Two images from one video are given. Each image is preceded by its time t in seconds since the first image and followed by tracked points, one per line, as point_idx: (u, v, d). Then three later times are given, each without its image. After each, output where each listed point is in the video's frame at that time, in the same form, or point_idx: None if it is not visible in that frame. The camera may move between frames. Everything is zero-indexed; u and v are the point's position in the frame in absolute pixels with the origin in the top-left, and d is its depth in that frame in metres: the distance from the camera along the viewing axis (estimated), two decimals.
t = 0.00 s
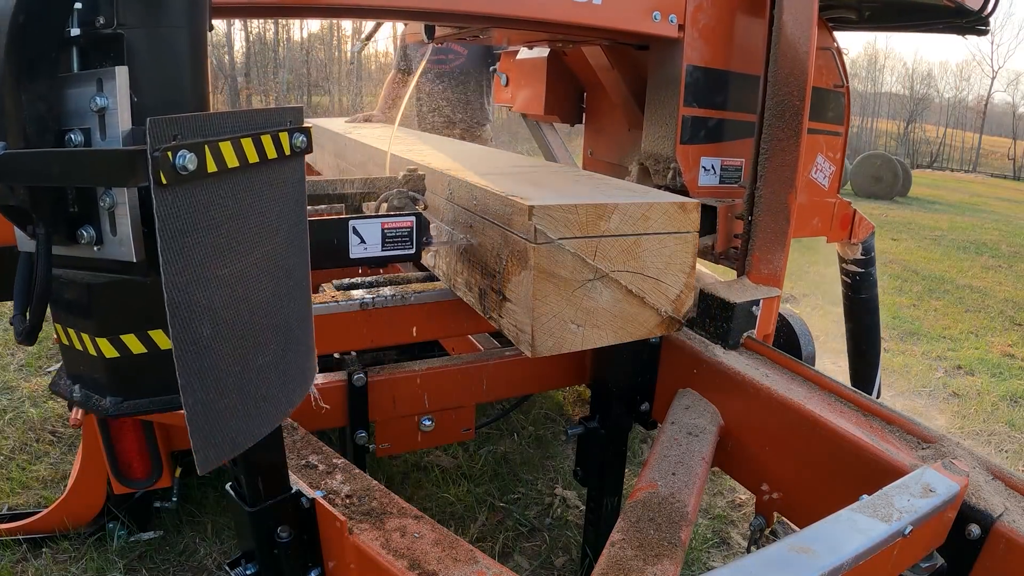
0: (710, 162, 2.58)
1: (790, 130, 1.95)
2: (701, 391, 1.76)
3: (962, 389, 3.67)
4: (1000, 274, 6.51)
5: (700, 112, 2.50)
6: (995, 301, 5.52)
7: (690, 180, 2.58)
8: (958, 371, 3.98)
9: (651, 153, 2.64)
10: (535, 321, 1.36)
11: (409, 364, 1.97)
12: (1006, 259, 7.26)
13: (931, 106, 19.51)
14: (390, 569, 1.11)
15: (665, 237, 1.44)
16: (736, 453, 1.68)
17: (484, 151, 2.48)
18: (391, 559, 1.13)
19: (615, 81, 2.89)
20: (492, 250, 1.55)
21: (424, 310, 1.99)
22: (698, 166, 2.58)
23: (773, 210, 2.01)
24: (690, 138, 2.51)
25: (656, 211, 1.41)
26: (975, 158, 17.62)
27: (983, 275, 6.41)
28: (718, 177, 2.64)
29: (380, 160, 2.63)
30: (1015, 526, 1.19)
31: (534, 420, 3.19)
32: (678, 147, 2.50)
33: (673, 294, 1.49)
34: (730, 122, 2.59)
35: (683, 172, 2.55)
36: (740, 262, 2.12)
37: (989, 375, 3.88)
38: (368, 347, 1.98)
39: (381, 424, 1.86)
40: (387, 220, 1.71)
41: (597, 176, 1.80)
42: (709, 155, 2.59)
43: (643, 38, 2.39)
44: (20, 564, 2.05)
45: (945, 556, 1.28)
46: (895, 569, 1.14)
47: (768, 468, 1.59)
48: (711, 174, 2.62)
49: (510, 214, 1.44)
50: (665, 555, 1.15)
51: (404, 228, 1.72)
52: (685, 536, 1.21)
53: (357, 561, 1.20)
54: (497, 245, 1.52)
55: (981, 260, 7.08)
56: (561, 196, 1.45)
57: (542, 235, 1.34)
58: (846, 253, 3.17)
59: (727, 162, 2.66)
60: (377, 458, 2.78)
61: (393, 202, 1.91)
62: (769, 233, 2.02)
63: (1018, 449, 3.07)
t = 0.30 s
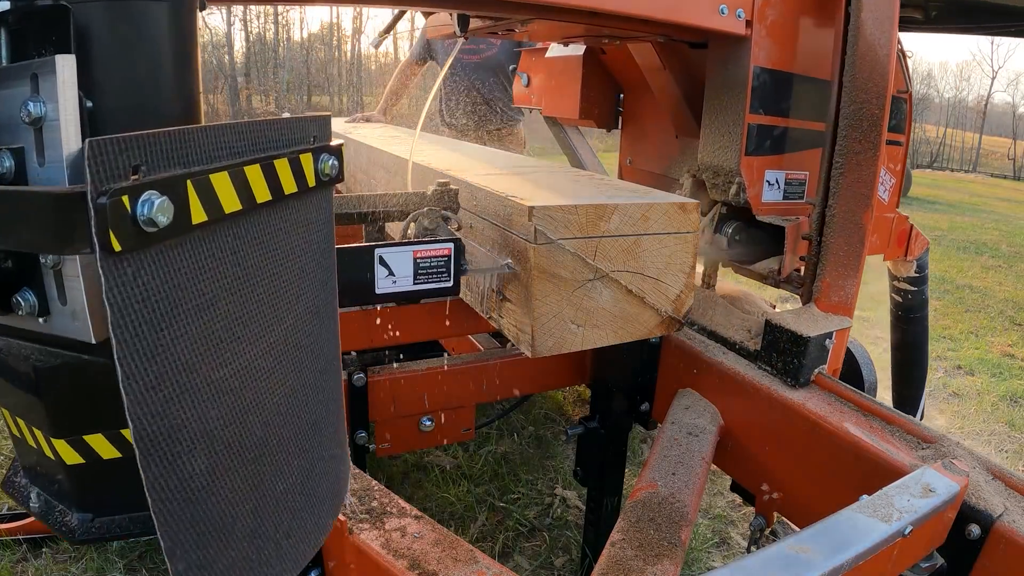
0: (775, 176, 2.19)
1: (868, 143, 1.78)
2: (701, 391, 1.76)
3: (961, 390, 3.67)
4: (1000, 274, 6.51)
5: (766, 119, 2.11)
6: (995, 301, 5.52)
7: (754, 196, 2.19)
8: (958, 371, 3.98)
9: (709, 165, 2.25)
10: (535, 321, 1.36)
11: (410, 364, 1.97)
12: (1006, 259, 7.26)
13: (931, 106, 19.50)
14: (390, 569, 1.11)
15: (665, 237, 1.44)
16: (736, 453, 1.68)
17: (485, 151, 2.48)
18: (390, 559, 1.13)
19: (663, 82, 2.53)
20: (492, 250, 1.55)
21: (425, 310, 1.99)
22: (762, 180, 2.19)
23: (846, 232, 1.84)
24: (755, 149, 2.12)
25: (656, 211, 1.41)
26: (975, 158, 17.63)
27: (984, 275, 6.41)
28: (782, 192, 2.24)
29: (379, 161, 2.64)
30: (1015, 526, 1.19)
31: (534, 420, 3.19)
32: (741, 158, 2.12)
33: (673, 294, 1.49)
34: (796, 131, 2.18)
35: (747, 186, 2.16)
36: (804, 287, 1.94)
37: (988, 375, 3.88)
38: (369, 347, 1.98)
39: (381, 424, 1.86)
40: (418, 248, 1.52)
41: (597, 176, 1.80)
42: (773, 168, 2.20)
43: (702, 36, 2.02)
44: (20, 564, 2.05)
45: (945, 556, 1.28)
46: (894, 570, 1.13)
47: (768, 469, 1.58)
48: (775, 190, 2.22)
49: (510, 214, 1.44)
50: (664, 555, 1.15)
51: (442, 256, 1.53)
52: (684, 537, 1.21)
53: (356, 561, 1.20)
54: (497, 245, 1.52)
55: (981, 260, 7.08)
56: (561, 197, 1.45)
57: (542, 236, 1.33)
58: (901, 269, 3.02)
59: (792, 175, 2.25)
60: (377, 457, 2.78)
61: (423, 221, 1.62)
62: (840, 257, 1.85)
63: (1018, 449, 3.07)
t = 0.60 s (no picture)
0: (835, 180, 1.80)
1: (934, 155, 1.71)
2: (701, 391, 1.76)
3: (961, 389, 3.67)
4: (1000, 274, 6.51)
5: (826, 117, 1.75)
6: (995, 301, 5.51)
7: (811, 202, 1.79)
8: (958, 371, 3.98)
9: (762, 164, 1.85)
10: (535, 321, 1.36)
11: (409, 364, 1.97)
12: (1006, 259, 7.25)
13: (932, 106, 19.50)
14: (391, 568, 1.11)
15: (666, 237, 1.44)
16: (736, 453, 1.68)
17: (483, 151, 2.49)
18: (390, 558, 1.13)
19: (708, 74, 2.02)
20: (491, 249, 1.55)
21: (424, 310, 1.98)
22: (820, 185, 1.80)
23: (910, 249, 1.77)
24: (814, 149, 1.75)
25: (656, 211, 1.41)
26: (975, 158, 17.63)
27: (984, 275, 6.41)
28: (842, 199, 1.83)
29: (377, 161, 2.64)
30: (1015, 526, 1.19)
31: (534, 420, 3.19)
32: (802, 159, 1.74)
33: (673, 294, 1.50)
34: (855, 127, 1.79)
35: (805, 191, 1.78)
36: (863, 300, 1.87)
37: (988, 375, 3.88)
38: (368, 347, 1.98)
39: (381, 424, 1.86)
40: (452, 258, 1.25)
41: (596, 176, 1.80)
42: (832, 170, 1.81)
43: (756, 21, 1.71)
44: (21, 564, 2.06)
45: (945, 556, 1.28)
46: (894, 570, 1.13)
47: (769, 469, 1.58)
48: (834, 195, 1.82)
49: (510, 215, 1.44)
50: (665, 556, 1.15)
51: (478, 270, 1.27)
52: (685, 536, 1.21)
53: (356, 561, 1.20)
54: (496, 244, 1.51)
55: (981, 260, 7.08)
56: (561, 197, 1.44)
57: (542, 236, 1.32)
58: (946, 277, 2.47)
59: (849, 179, 1.84)
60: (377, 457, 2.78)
61: (454, 228, 1.36)
62: (903, 277, 1.78)
63: (1017, 449, 3.07)
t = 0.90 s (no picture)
0: (842, 117, 1.87)
1: (934, 156, 1.72)
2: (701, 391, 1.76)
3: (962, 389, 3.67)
4: (1000, 274, 6.51)
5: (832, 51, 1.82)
6: (995, 301, 5.52)
7: (819, 139, 1.86)
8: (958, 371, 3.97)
9: (772, 103, 1.91)
10: (535, 321, 1.36)
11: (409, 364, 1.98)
12: (1006, 259, 7.26)
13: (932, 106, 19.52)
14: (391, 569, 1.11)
15: (666, 236, 1.44)
16: (736, 453, 1.68)
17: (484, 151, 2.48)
18: (391, 559, 1.13)
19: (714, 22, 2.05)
20: (492, 250, 1.55)
21: (425, 310, 1.98)
22: (828, 123, 1.86)
23: (911, 249, 1.76)
24: (822, 85, 1.82)
25: (656, 212, 1.40)
26: (974, 158, 17.66)
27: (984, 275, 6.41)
28: (849, 137, 1.90)
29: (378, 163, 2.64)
30: (1015, 526, 1.19)
31: (534, 420, 3.19)
32: (808, 94, 1.80)
33: (673, 294, 1.49)
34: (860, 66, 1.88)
35: (812, 128, 1.84)
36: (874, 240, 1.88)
37: (989, 375, 3.88)
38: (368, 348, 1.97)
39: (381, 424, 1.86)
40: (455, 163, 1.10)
41: (597, 176, 1.80)
42: (839, 108, 1.88)
43: None
44: (21, 564, 2.06)
45: (945, 556, 1.28)
46: (894, 571, 1.13)
47: (769, 469, 1.59)
48: (841, 133, 1.89)
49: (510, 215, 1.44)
50: (665, 555, 1.15)
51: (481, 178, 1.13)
52: (684, 537, 1.21)
53: (357, 561, 1.20)
54: (497, 244, 1.52)
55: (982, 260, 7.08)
56: (561, 197, 1.44)
57: (542, 236, 1.33)
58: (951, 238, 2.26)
59: (855, 118, 1.92)
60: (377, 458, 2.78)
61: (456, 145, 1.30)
62: (902, 277, 1.77)
63: (1018, 449, 3.07)
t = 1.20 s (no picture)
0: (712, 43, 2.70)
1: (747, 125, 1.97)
2: (701, 391, 1.76)
3: (961, 389, 3.67)
4: (1000, 274, 6.51)
5: None
6: (995, 301, 5.52)
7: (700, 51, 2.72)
8: (958, 371, 3.97)
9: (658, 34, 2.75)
10: (535, 321, 1.36)
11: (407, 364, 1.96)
12: (1006, 259, 7.26)
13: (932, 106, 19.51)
14: (391, 568, 1.11)
15: (666, 237, 1.44)
16: (736, 453, 1.68)
17: (485, 151, 2.48)
18: (391, 559, 1.12)
19: None
20: (492, 250, 1.55)
21: (424, 311, 1.98)
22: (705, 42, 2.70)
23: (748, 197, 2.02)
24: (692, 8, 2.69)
25: (656, 212, 1.41)
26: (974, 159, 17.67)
27: (984, 276, 6.41)
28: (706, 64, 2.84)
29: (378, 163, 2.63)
30: (1015, 526, 1.19)
31: (534, 420, 3.19)
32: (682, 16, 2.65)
33: (673, 294, 1.49)
34: None
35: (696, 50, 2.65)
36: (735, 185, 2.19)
37: (988, 375, 3.89)
38: (368, 348, 1.97)
39: (381, 424, 1.86)
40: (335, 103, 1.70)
41: (597, 176, 1.80)
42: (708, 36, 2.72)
43: None
44: (20, 564, 2.05)
45: (945, 555, 1.26)
46: (895, 571, 1.13)
47: (769, 469, 1.59)
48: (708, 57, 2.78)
49: (510, 215, 1.44)
50: (664, 555, 1.15)
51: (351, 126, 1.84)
52: (685, 536, 1.21)
53: (357, 562, 1.20)
54: (497, 245, 1.52)
55: (981, 260, 7.08)
56: (560, 197, 1.45)
57: (542, 236, 1.33)
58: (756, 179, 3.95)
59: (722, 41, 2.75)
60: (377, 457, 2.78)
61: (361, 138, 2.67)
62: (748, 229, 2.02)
63: (1019, 449, 3.06)
